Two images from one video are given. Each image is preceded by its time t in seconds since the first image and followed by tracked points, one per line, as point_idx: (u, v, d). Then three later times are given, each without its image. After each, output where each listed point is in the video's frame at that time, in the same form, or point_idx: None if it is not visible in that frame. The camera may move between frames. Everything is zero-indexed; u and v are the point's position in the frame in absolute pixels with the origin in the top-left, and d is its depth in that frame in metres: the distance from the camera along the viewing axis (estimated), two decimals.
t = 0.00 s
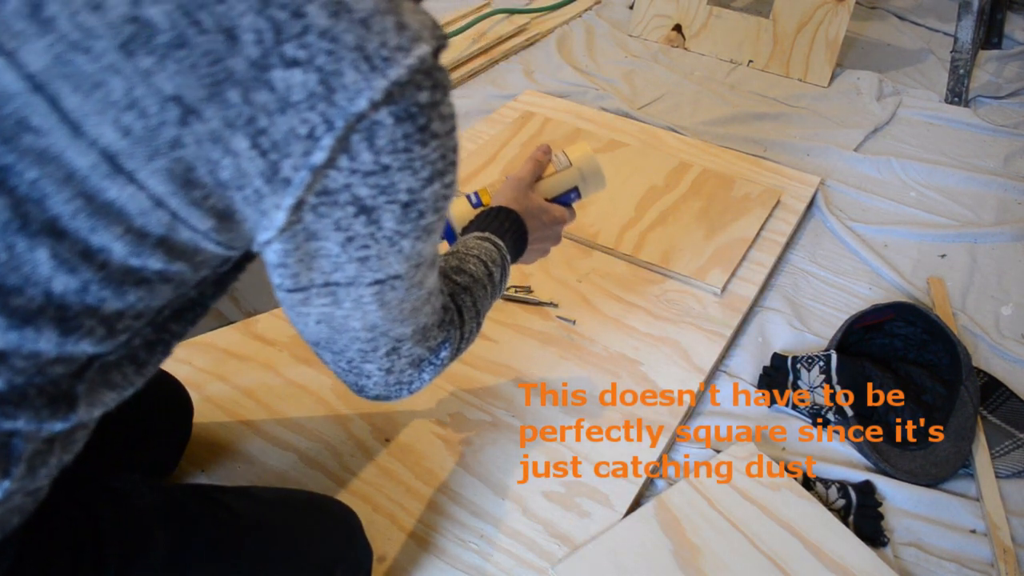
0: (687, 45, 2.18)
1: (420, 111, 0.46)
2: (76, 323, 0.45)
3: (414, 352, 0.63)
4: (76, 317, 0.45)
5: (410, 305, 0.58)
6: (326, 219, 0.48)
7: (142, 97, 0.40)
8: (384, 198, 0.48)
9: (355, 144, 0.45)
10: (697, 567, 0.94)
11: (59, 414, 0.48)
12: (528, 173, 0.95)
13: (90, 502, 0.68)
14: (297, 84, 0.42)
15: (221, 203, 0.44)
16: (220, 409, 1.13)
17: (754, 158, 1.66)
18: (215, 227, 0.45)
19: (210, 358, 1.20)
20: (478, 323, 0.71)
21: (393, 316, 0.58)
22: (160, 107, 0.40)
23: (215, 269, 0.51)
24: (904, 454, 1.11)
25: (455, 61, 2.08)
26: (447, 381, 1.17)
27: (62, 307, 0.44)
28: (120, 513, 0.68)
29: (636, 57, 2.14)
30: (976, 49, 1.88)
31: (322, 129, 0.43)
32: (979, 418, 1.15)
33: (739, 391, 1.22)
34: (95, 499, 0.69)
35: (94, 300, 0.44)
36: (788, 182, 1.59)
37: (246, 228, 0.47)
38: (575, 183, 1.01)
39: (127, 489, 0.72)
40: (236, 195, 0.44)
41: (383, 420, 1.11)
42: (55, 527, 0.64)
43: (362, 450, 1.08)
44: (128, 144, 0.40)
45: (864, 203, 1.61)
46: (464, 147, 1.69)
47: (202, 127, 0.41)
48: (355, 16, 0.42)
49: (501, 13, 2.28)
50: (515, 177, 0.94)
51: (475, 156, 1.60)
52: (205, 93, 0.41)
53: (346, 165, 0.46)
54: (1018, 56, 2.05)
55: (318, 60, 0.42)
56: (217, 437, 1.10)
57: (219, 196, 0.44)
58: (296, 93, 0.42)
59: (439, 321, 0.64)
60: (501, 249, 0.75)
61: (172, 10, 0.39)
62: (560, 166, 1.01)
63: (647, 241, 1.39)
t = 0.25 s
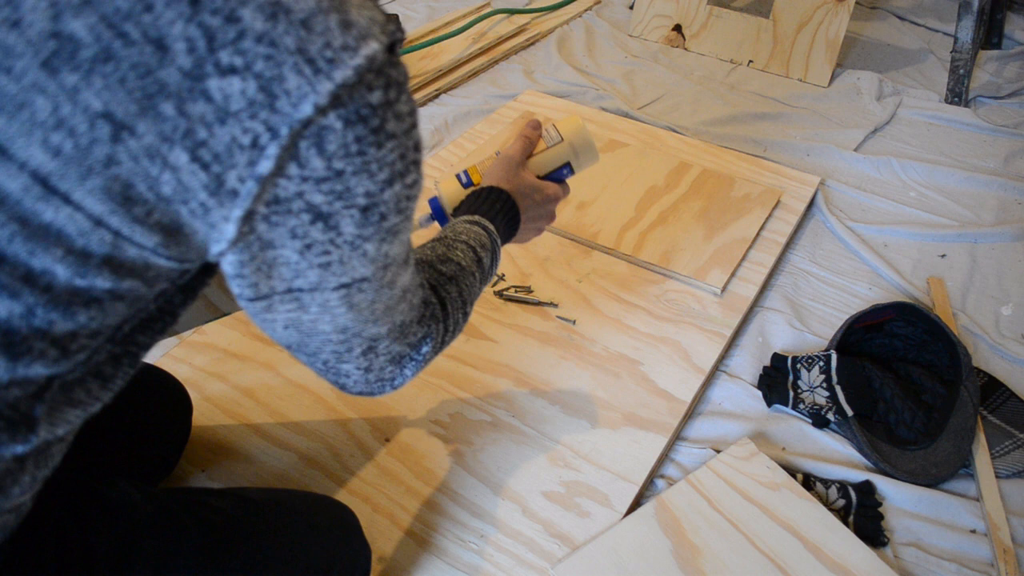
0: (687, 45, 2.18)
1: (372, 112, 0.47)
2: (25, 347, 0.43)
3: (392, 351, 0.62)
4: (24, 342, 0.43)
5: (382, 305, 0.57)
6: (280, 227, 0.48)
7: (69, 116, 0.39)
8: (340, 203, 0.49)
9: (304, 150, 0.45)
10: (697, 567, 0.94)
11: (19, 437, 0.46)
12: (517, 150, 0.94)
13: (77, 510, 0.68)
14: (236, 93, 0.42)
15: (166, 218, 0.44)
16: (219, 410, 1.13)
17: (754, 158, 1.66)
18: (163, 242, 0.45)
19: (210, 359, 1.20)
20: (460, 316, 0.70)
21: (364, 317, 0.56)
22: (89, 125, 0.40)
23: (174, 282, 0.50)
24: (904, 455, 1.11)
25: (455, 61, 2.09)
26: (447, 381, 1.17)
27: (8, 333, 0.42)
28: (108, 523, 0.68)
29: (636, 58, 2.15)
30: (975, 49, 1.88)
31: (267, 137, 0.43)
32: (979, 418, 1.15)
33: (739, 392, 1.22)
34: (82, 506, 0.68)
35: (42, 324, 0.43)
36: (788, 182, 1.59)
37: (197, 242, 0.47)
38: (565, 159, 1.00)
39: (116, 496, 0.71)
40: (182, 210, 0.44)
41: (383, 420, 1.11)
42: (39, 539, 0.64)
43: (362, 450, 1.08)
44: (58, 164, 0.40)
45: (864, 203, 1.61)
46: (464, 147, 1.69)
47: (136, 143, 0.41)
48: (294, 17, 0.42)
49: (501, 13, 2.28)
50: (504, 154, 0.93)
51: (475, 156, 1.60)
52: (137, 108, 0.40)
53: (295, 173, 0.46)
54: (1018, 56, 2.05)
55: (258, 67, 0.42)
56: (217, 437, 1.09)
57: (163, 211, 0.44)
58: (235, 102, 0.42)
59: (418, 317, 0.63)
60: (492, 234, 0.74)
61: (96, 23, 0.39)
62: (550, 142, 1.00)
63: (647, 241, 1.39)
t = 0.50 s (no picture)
0: (687, 45, 2.18)
1: (346, 88, 0.46)
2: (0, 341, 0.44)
3: (382, 334, 0.63)
4: None
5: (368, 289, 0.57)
6: (256, 211, 0.47)
7: (28, 101, 0.38)
8: (318, 183, 0.48)
9: (278, 131, 0.44)
10: (697, 567, 0.94)
11: None
12: (508, 121, 0.95)
13: (77, 510, 0.68)
14: (202, 72, 0.40)
15: (137, 205, 0.43)
16: (219, 409, 1.13)
17: (754, 158, 1.66)
18: (134, 232, 0.44)
19: (210, 358, 1.20)
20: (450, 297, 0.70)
21: (350, 302, 0.57)
22: (49, 111, 0.38)
23: (152, 270, 0.50)
24: (904, 455, 1.11)
25: (455, 61, 2.09)
26: (447, 381, 1.17)
27: None
28: (108, 524, 0.68)
29: (636, 58, 2.15)
30: (975, 49, 1.88)
31: (236, 117, 0.42)
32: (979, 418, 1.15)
33: (739, 391, 1.22)
34: (83, 506, 0.69)
35: (15, 316, 0.43)
36: (788, 182, 1.59)
37: (171, 229, 0.46)
38: (555, 131, 1.03)
39: (118, 498, 0.71)
40: (152, 195, 0.43)
41: (383, 420, 1.11)
42: (32, 536, 0.64)
43: (361, 449, 1.08)
44: (19, 153, 0.39)
45: (864, 203, 1.61)
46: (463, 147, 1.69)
47: (98, 128, 0.39)
48: None
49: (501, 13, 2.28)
50: (494, 126, 0.95)
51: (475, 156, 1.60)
52: (97, 91, 0.39)
53: (269, 153, 0.45)
54: (1018, 56, 2.05)
55: (223, 45, 0.40)
56: (218, 437, 1.09)
57: (132, 197, 0.43)
58: (202, 82, 0.40)
59: (407, 299, 0.63)
60: (482, 209, 0.75)
61: (50, 3, 0.37)
62: (540, 115, 1.02)
63: (647, 241, 1.39)
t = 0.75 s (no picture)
0: (687, 45, 2.18)
1: (313, 65, 0.45)
2: None
3: (365, 318, 0.63)
4: None
5: (348, 271, 0.57)
6: (226, 193, 0.47)
7: None
8: (287, 164, 0.47)
9: (242, 110, 0.44)
10: (697, 567, 0.94)
11: None
12: (492, 91, 0.91)
13: (79, 510, 0.68)
14: (159, 52, 0.40)
15: (101, 192, 0.43)
16: (219, 409, 1.13)
17: (754, 158, 1.66)
18: (102, 219, 0.43)
19: (210, 358, 1.20)
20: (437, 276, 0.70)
21: (331, 284, 0.56)
22: (3, 98, 0.39)
23: (129, 259, 0.50)
24: (904, 455, 1.11)
25: (455, 61, 2.09)
26: (447, 381, 1.17)
27: None
28: (108, 524, 0.68)
29: (636, 58, 2.15)
30: (975, 49, 1.88)
31: (198, 98, 0.41)
32: (979, 418, 1.15)
33: (739, 391, 1.22)
34: (86, 507, 0.68)
35: None
36: (788, 182, 1.59)
37: (140, 216, 0.45)
38: (541, 97, 0.98)
39: (119, 497, 0.71)
40: (116, 181, 0.42)
41: (383, 420, 1.11)
42: (24, 536, 0.63)
43: (361, 449, 1.08)
44: None
45: (864, 203, 1.61)
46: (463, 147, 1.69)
47: (54, 113, 0.39)
48: None
49: (501, 13, 2.28)
50: (477, 97, 0.90)
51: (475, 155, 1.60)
52: (51, 76, 0.39)
53: (235, 134, 0.44)
54: (1018, 56, 2.05)
55: (179, 23, 0.40)
56: (217, 437, 1.09)
57: (97, 183, 0.42)
58: (159, 62, 0.40)
59: (391, 281, 0.63)
60: (467, 183, 0.74)
61: None
62: (524, 81, 0.97)
63: (647, 241, 1.39)
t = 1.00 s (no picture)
0: (687, 45, 2.18)
1: (279, 44, 0.43)
2: None
3: (351, 306, 0.61)
4: None
5: (330, 258, 0.55)
6: (196, 178, 0.45)
7: None
8: (257, 147, 0.46)
9: (207, 92, 0.42)
10: (697, 567, 0.94)
11: None
12: (480, 65, 0.90)
13: (75, 510, 0.68)
14: (114, 33, 0.38)
15: (66, 181, 0.42)
16: (219, 409, 1.13)
17: (754, 158, 1.66)
18: (68, 209, 0.43)
19: (210, 358, 1.20)
20: (425, 261, 0.69)
21: (313, 273, 0.55)
22: None
23: (106, 251, 0.49)
24: (904, 454, 1.11)
25: (455, 61, 2.08)
26: (447, 381, 1.17)
27: None
28: (105, 523, 0.68)
29: (636, 57, 2.15)
30: (976, 49, 1.88)
31: (158, 80, 0.40)
32: (979, 418, 1.15)
33: (739, 392, 1.22)
34: (81, 506, 0.69)
35: None
36: (789, 182, 1.59)
37: (109, 205, 0.44)
38: (530, 73, 0.98)
39: (114, 496, 0.72)
40: (79, 169, 0.41)
41: (383, 420, 1.11)
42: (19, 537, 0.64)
43: (362, 450, 1.08)
44: None
45: (864, 203, 1.61)
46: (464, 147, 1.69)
47: (9, 100, 0.39)
48: None
49: (501, 13, 2.28)
50: (465, 70, 0.89)
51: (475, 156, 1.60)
52: (6, 62, 0.38)
53: (200, 117, 0.43)
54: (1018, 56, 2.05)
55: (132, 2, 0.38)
56: (217, 437, 1.09)
57: (59, 173, 0.41)
58: (115, 44, 0.39)
59: (377, 269, 0.62)
60: (454, 162, 0.73)
61: None
62: (513, 56, 0.95)
63: (647, 241, 1.39)
